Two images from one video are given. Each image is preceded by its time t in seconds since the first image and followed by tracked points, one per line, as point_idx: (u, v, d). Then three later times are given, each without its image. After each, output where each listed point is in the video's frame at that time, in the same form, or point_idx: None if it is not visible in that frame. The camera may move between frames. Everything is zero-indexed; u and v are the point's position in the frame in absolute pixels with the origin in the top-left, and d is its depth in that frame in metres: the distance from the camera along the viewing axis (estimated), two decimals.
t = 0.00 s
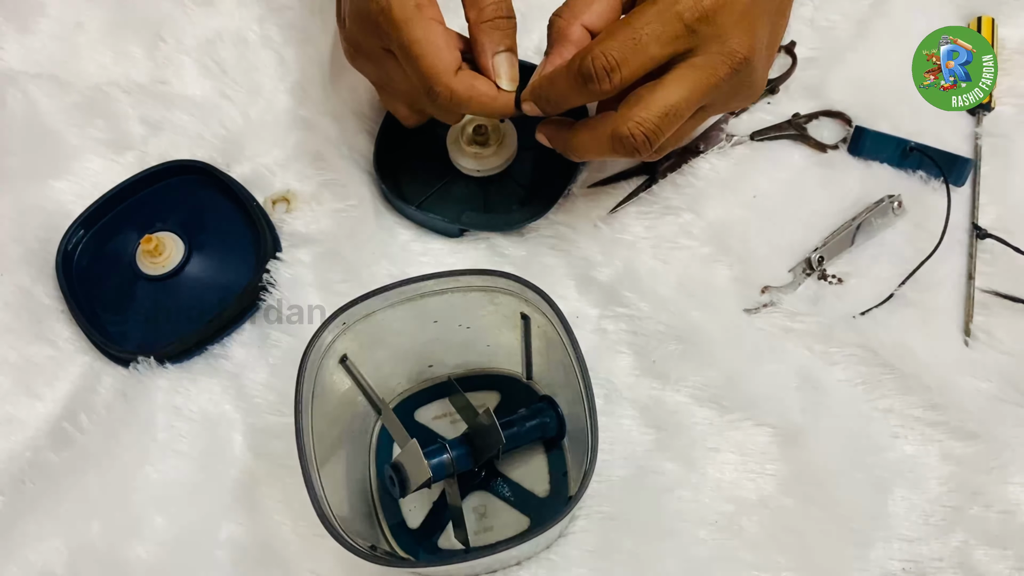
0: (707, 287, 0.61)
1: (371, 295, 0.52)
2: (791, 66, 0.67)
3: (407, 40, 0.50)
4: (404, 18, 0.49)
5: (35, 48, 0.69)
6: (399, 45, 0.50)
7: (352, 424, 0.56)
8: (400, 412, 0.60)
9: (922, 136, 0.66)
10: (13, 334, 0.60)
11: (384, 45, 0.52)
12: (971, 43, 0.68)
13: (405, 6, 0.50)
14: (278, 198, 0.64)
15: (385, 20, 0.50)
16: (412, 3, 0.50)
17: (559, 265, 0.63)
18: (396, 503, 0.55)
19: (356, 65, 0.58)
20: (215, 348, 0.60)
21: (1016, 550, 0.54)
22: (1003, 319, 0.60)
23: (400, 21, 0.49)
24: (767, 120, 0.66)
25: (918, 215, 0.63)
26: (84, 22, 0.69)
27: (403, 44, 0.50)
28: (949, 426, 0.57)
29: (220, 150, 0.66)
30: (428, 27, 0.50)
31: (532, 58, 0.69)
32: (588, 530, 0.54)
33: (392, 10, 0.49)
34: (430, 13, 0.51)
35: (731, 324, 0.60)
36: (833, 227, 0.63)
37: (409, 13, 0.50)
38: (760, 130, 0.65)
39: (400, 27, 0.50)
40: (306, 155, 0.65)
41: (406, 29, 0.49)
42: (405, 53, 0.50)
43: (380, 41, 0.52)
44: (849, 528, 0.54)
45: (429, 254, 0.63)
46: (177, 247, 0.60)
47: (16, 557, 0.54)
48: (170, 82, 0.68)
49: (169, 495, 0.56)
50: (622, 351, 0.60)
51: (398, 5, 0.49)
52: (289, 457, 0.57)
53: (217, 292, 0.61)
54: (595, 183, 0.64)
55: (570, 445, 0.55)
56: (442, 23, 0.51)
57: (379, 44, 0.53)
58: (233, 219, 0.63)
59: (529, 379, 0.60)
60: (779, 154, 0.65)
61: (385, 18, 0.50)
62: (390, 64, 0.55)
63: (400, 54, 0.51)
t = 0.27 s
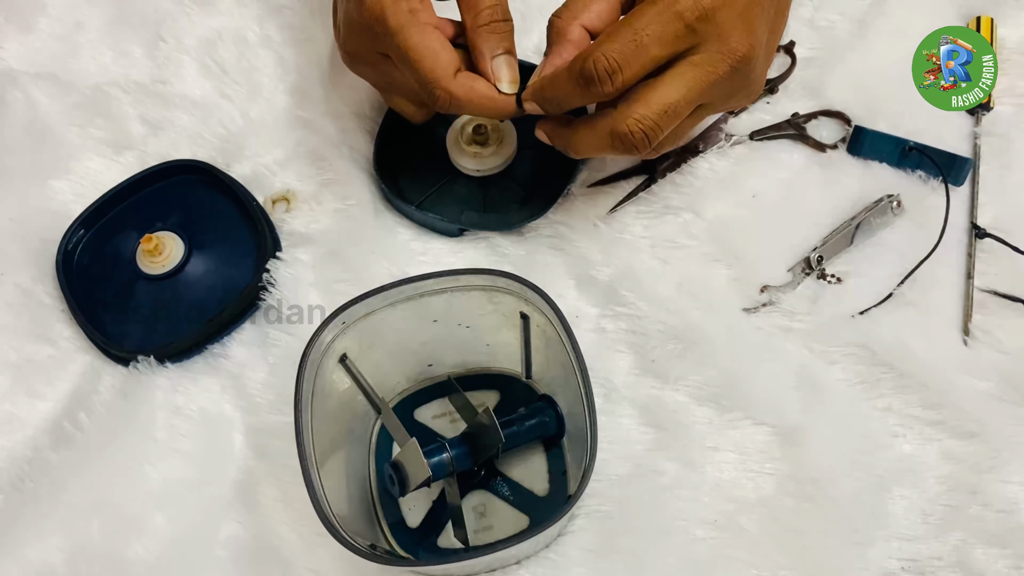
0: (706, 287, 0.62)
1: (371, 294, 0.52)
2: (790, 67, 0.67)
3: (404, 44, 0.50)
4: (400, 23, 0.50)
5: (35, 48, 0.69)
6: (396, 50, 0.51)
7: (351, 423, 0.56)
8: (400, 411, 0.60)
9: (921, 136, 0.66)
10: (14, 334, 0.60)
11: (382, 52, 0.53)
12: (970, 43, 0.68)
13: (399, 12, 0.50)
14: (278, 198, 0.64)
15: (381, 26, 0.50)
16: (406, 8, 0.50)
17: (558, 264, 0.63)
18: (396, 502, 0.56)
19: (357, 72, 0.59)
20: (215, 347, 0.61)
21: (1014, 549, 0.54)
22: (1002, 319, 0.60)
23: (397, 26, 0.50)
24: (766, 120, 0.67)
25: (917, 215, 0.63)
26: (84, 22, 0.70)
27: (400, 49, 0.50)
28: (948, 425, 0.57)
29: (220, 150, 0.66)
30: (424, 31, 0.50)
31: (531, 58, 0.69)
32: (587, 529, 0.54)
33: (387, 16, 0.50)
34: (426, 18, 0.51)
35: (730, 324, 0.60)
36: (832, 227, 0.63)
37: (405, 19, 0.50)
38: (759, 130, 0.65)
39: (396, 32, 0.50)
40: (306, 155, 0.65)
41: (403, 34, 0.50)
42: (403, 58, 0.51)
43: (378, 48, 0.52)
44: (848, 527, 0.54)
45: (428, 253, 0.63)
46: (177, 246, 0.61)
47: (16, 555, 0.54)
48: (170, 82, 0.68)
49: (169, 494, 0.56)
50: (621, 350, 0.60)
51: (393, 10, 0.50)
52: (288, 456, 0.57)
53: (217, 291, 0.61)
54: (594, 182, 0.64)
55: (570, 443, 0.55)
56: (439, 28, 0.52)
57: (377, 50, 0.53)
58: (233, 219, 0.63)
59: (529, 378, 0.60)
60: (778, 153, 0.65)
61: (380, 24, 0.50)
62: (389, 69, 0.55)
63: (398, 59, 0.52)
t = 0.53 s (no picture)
0: (705, 286, 0.62)
1: (370, 294, 0.52)
2: (790, 66, 0.67)
3: (401, 48, 0.50)
4: (399, 25, 0.50)
5: (35, 48, 0.69)
6: (393, 53, 0.51)
7: (351, 423, 0.56)
8: (400, 411, 0.60)
9: (921, 136, 0.66)
10: (13, 333, 0.60)
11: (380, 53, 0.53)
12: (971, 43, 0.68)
13: (399, 15, 0.50)
14: (278, 197, 0.64)
15: (380, 28, 0.50)
16: (406, 11, 0.50)
17: (558, 264, 0.63)
18: (396, 501, 0.56)
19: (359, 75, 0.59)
20: (214, 347, 0.61)
21: (1014, 549, 0.54)
22: (1001, 318, 0.60)
23: (395, 29, 0.50)
24: (766, 119, 0.67)
25: (917, 214, 0.63)
26: (84, 22, 0.70)
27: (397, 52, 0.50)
28: (947, 425, 0.57)
29: (220, 149, 0.66)
30: (421, 34, 0.50)
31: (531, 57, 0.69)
32: (587, 528, 0.54)
33: (386, 19, 0.50)
34: (425, 21, 0.51)
35: (730, 323, 0.60)
36: (832, 226, 0.63)
37: (403, 22, 0.50)
38: (759, 130, 0.65)
39: (393, 35, 0.50)
40: (306, 154, 0.65)
41: (400, 36, 0.50)
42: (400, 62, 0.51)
43: (376, 49, 0.53)
44: (847, 526, 0.54)
45: (428, 253, 0.64)
46: (177, 246, 0.61)
47: (16, 555, 0.54)
48: (170, 82, 0.68)
49: (169, 493, 0.56)
50: (621, 350, 0.60)
51: (392, 13, 0.50)
52: (288, 455, 0.57)
53: (216, 291, 0.61)
54: (593, 182, 0.64)
55: (570, 443, 0.55)
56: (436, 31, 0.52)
57: (375, 51, 0.53)
58: (233, 219, 0.63)
59: (528, 378, 0.60)
60: (778, 153, 0.65)
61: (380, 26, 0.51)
62: (388, 72, 0.56)
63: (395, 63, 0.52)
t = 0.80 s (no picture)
0: (706, 286, 0.62)
1: (371, 294, 0.52)
2: (789, 66, 0.67)
3: (407, 33, 0.50)
4: (405, 12, 0.50)
5: (35, 48, 0.69)
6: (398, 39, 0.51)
7: (352, 422, 0.56)
8: (400, 411, 0.60)
9: (921, 136, 0.66)
10: (13, 333, 0.60)
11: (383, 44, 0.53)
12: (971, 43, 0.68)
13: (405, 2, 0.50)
14: (278, 197, 0.64)
15: (386, 16, 0.50)
16: None
17: (558, 264, 0.63)
18: (396, 501, 0.56)
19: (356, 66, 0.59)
20: (215, 347, 0.61)
21: (1014, 548, 0.54)
22: (1002, 318, 0.61)
23: (402, 16, 0.50)
24: (766, 119, 0.67)
25: (917, 214, 0.63)
26: (84, 22, 0.70)
27: (403, 39, 0.50)
28: (947, 424, 0.57)
29: (220, 149, 0.66)
30: (428, 20, 0.50)
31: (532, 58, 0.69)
32: (586, 528, 0.54)
33: (393, 5, 0.50)
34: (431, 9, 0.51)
35: (730, 323, 0.60)
36: (832, 226, 0.63)
37: (409, 9, 0.50)
38: (759, 130, 0.66)
39: (400, 20, 0.50)
40: (306, 154, 0.65)
41: (407, 23, 0.50)
42: (405, 49, 0.51)
43: (379, 39, 0.52)
44: (848, 525, 0.54)
45: (428, 253, 0.64)
46: (177, 246, 0.61)
47: (16, 554, 0.54)
48: (170, 82, 0.68)
49: (169, 493, 0.56)
50: (621, 349, 0.60)
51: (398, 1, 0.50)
52: (288, 455, 0.57)
53: (217, 291, 0.61)
54: (593, 182, 0.64)
55: (570, 443, 0.55)
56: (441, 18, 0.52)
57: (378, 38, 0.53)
58: (233, 218, 0.63)
59: (529, 377, 0.60)
60: (778, 153, 0.65)
61: (385, 13, 0.50)
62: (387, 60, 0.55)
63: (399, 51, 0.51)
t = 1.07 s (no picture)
0: (705, 286, 0.62)
1: (370, 293, 0.52)
2: (789, 66, 0.67)
3: (406, 33, 0.50)
4: (403, 12, 0.50)
5: (35, 48, 0.69)
6: (397, 39, 0.50)
7: (351, 422, 0.57)
8: (400, 410, 0.60)
9: (921, 136, 0.66)
10: (13, 332, 0.60)
11: (381, 40, 0.53)
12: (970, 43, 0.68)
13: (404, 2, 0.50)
14: (278, 196, 0.64)
15: (384, 14, 0.50)
16: None
17: (558, 263, 0.63)
18: (396, 500, 0.56)
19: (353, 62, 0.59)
20: (215, 346, 0.61)
21: (1013, 547, 0.54)
22: (1001, 318, 0.61)
23: (400, 16, 0.50)
24: (765, 119, 0.67)
25: (917, 214, 0.63)
26: (84, 21, 0.70)
27: (401, 39, 0.50)
28: (946, 423, 0.57)
29: (220, 149, 0.66)
30: (427, 20, 0.50)
31: (532, 58, 0.69)
32: (586, 527, 0.54)
33: (390, 5, 0.49)
34: (429, 8, 0.51)
35: (730, 323, 0.60)
36: (831, 225, 0.63)
37: (409, 7, 0.50)
38: (759, 129, 0.66)
39: (398, 20, 0.50)
40: (307, 154, 0.65)
41: (405, 22, 0.50)
42: (404, 48, 0.50)
43: (377, 35, 0.52)
44: (847, 525, 0.54)
45: (428, 252, 0.64)
46: (177, 246, 0.61)
47: (16, 553, 0.54)
48: (170, 81, 0.68)
49: (169, 492, 0.56)
50: (620, 349, 0.60)
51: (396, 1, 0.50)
52: (288, 454, 0.57)
53: (217, 290, 0.61)
54: (593, 182, 0.64)
55: (570, 442, 0.55)
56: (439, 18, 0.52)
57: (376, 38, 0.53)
58: (233, 218, 0.63)
59: (528, 377, 0.60)
60: (777, 153, 0.65)
61: (382, 12, 0.50)
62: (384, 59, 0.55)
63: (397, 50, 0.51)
